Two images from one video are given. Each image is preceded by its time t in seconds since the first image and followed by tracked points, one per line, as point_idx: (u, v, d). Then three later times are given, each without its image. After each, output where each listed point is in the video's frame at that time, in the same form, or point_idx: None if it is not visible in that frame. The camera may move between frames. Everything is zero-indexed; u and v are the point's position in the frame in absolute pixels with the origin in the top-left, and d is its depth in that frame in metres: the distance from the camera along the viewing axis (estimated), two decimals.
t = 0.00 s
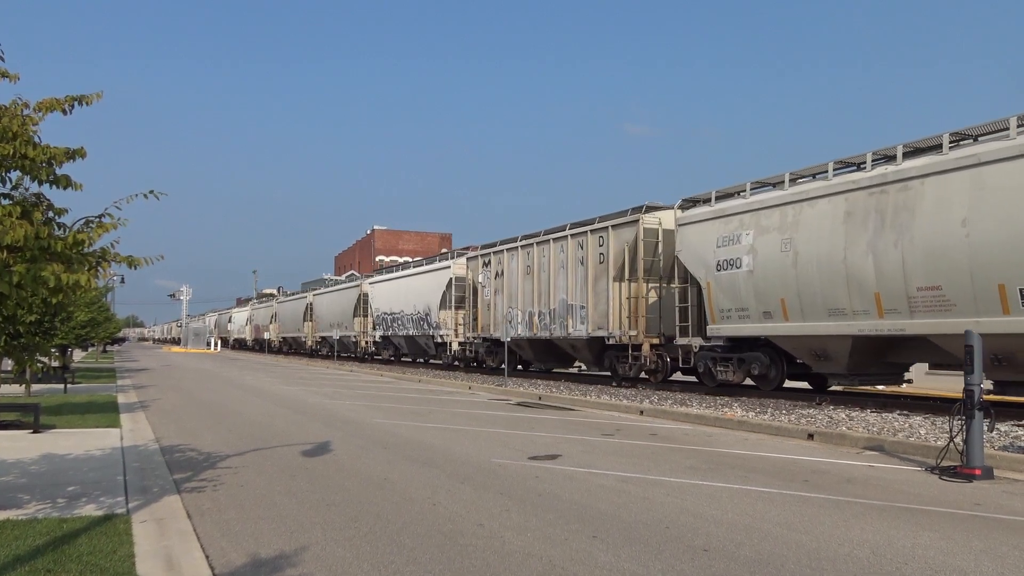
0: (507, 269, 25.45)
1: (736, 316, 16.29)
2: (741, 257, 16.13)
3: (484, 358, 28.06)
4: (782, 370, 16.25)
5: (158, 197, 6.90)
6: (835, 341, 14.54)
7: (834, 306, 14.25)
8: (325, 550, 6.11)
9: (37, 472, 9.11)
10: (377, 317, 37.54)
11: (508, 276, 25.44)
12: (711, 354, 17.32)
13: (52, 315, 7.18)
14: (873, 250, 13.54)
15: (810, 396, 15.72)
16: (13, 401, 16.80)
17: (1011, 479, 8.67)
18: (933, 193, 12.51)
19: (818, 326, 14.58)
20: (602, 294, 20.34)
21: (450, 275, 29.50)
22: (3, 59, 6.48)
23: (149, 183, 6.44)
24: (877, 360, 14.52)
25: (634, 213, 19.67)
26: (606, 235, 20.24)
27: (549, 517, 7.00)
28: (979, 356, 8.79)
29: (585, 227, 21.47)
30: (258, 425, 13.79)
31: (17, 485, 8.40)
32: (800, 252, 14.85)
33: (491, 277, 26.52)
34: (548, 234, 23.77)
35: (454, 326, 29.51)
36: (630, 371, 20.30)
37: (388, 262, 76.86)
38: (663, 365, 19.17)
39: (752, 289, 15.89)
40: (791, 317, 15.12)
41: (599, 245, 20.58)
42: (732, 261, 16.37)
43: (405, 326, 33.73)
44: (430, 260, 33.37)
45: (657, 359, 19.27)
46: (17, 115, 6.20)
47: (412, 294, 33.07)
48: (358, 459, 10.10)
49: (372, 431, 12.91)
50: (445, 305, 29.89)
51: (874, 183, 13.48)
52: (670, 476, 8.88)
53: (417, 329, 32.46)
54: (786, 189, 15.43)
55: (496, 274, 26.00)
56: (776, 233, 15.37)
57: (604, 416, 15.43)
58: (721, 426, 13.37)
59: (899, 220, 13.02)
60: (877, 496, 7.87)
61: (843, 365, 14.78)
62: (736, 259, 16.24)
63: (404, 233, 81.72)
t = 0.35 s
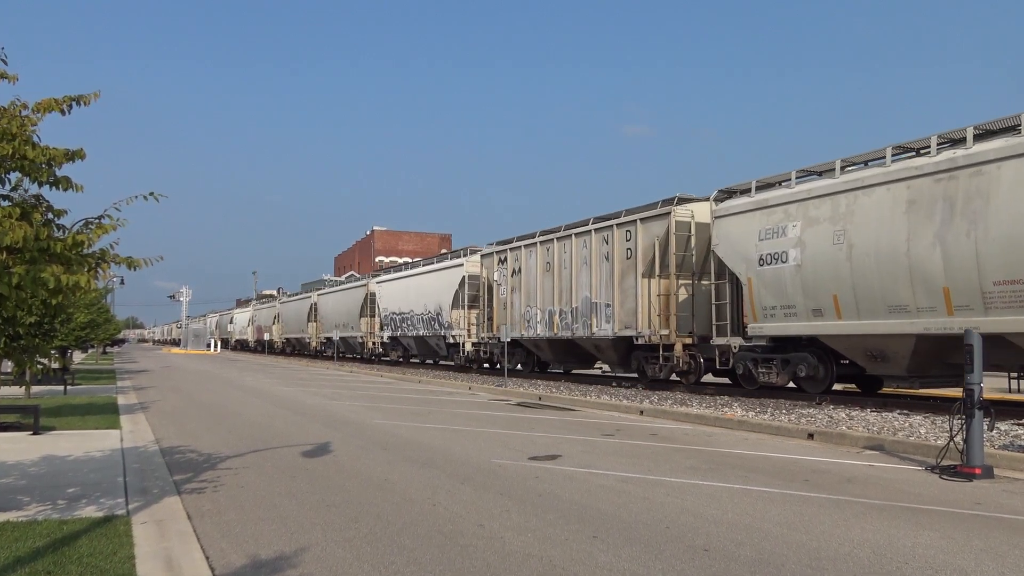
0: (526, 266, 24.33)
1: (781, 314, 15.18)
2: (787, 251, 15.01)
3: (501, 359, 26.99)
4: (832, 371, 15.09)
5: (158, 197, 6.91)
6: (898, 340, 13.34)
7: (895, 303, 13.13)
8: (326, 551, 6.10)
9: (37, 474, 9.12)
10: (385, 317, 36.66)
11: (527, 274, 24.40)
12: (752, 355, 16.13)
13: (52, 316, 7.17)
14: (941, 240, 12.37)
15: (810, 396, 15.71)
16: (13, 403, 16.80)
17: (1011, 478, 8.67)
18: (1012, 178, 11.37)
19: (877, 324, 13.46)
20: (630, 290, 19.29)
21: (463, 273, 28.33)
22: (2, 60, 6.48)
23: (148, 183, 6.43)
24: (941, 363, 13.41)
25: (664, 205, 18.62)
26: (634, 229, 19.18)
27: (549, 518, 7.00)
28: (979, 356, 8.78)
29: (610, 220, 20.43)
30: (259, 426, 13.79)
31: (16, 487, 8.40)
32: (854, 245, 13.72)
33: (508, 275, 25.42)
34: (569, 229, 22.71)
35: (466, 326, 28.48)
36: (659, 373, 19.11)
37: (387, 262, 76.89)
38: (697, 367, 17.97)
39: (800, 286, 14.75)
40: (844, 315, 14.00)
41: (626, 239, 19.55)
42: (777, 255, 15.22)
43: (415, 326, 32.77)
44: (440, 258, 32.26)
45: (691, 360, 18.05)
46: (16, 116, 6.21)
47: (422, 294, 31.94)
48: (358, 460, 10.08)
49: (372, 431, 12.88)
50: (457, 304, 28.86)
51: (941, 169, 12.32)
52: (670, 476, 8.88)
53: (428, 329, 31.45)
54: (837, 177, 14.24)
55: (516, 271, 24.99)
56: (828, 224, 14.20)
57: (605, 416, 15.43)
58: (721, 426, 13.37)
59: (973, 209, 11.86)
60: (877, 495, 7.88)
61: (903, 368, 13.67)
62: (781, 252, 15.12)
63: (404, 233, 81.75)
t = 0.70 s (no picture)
0: (547, 263, 23.27)
1: (833, 312, 14.08)
2: (840, 243, 13.89)
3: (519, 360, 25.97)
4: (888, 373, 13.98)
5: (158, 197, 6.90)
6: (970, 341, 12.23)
7: (966, 299, 12.03)
8: (325, 552, 6.10)
9: (37, 474, 9.12)
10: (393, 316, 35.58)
11: (547, 271, 23.38)
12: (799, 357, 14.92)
13: (52, 317, 7.16)
14: (1023, 229, 11.23)
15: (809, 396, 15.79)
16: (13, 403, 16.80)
17: (1011, 478, 8.67)
18: None
19: (944, 322, 12.37)
20: (661, 287, 18.26)
21: (477, 271, 27.07)
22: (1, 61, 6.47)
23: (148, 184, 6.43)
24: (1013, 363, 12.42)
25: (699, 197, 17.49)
26: (665, 222, 18.08)
27: (549, 518, 7.00)
28: (979, 356, 8.78)
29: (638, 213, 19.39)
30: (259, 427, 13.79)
31: (16, 487, 8.41)
32: (919, 237, 12.60)
33: (528, 272, 24.37)
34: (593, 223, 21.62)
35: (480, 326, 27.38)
36: (694, 374, 17.98)
37: (387, 262, 76.90)
38: (733, 369, 17.00)
39: (856, 282, 13.62)
40: (906, 312, 12.91)
41: (656, 234, 18.50)
42: (829, 249, 14.09)
43: (425, 325, 31.65)
44: (452, 257, 31.14)
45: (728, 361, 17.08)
46: (15, 116, 6.20)
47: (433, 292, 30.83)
48: (358, 461, 10.07)
49: (372, 432, 12.87)
50: (471, 302, 27.73)
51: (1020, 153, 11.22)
52: (669, 476, 8.89)
53: (439, 330, 30.25)
54: (898, 164, 13.11)
55: (535, 268, 23.94)
56: (887, 215, 13.09)
57: (605, 416, 15.43)
58: (721, 426, 13.37)
59: None
60: (876, 495, 7.89)
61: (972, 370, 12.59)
62: (834, 246, 14.00)
63: (404, 233, 81.76)
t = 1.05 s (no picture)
0: (567, 259, 21.86)
1: (894, 311, 12.91)
2: (903, 235, 12.71)
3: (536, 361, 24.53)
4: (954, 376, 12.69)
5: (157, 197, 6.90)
6: None
7: None
8: (325, 552, 6.10)
9: (36, 474, 9.12)
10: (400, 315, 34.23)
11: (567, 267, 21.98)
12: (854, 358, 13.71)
13: (51, 317, 7.15)
14: None
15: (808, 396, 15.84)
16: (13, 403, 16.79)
17: (1011, 478, 8.68)
18: None
19: None
20: (695, 284, 17.01)
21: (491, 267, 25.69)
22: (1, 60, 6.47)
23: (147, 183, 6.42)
24: None
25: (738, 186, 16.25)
26: (701, 213, 16.83)
27: (549, 517, 7.01)
28: (979, 356, 8.77)
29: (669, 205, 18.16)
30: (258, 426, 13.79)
31: (16, 486, 8.41)
32: (996, 227, 11.45)
33: (546, 269, 22.93)
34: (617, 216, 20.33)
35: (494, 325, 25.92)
36: (729, 376, 16.69)
37: (387, 262, 76.91)
38: (775, 370, 15.67)
39: (923, 276, 12.43)
40: (980, 309, 11.78)
41: (690, 227, 17.22)
42: (891, 241, 12.92)
43: (435, 325, 30.28)
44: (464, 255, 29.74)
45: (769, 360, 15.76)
46: (14, 116, 6.20)
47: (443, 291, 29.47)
48: (358, 461, 10.05)
49: (372, 432, 12.85)
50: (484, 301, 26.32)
51: None
52: (669, 476, 8.90)
53: (451, 330, 28.89)
54: (970, 147, 11.94)
55: (554, 264, 22.50)
56: (959, 204, 11.92)
57: (604, 416, 15.42)
58: (721, 426, 13.35)
59: None
60: (876, 494, 7.89)
61: None
62: (896, 237, 12.81)
63: (404, 234, 81.76)
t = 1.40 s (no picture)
0: (591, 254, 20.99)
1: (965, 305, 11.86)
2: (977, 224, 11.62)
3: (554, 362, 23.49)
4: None
5: (158, 197, 6.90)
6: None
7: None
8: (325, 551, 6.11)
9: (37, 474, 9.13)
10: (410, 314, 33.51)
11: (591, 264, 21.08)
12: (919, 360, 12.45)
13: (51, 317, 7.15)
14: None
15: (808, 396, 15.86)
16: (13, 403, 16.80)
17: (1011, 477, 8.68)
18: None
19: None
20: (734, 280, 16.21)
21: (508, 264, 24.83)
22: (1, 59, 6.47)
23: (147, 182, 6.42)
24: None
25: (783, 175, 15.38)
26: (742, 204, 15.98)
27: (549, 516, 7.01)
28: (979, 356, 8.76)
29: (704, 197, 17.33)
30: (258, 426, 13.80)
31: (16, 486, 8.41)
32: None
33: (568, 265, 22.04)
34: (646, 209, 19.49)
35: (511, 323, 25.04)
36: (773, 379, 15.56)
37: (387, 262, 76.97)
38: (823, 372, 14.62)
39: (1001, 270, 11.35)
40: None
41: (728, 219, 16.44)
42: (962, 231, 11.82)
43: (447, 323, 29.52)
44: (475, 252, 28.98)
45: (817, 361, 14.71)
46: (14, 115, 6.20)
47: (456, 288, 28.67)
48: (358, 461, 10.05)
49: (372, 431, 12.84)
50: (501, 298, 25.48)
51: None
52: (669, 475, 8.91)
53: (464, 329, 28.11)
54: None
55: (577, 260, 21.62)
56: None
57: (604, 416, 15.43)
58: (721, 425, 13.34)
59: None
60: (876, 494, 7.89)
61: None
62: (968, 226, 11.73)
63: (404, 233, 81.79)
